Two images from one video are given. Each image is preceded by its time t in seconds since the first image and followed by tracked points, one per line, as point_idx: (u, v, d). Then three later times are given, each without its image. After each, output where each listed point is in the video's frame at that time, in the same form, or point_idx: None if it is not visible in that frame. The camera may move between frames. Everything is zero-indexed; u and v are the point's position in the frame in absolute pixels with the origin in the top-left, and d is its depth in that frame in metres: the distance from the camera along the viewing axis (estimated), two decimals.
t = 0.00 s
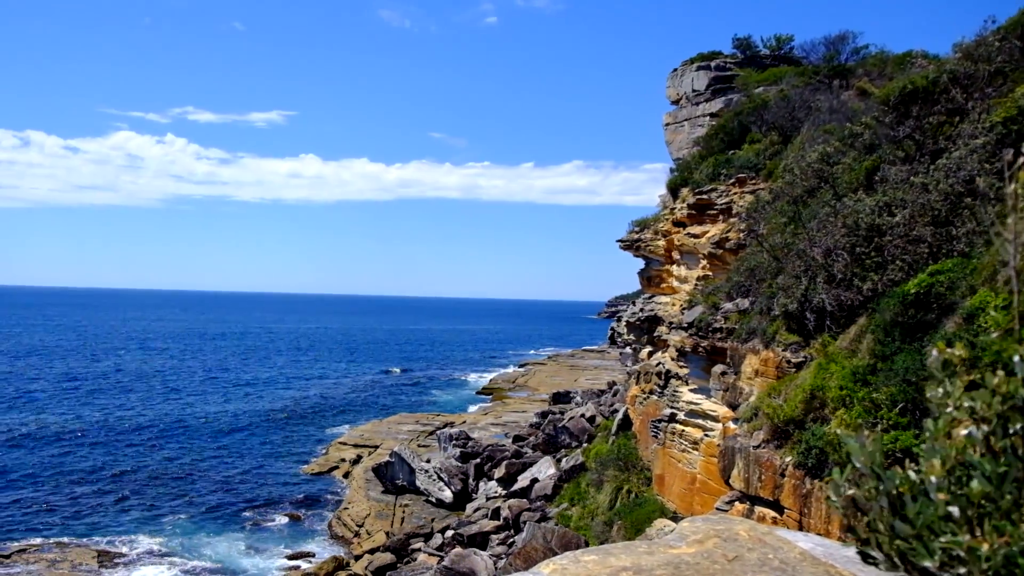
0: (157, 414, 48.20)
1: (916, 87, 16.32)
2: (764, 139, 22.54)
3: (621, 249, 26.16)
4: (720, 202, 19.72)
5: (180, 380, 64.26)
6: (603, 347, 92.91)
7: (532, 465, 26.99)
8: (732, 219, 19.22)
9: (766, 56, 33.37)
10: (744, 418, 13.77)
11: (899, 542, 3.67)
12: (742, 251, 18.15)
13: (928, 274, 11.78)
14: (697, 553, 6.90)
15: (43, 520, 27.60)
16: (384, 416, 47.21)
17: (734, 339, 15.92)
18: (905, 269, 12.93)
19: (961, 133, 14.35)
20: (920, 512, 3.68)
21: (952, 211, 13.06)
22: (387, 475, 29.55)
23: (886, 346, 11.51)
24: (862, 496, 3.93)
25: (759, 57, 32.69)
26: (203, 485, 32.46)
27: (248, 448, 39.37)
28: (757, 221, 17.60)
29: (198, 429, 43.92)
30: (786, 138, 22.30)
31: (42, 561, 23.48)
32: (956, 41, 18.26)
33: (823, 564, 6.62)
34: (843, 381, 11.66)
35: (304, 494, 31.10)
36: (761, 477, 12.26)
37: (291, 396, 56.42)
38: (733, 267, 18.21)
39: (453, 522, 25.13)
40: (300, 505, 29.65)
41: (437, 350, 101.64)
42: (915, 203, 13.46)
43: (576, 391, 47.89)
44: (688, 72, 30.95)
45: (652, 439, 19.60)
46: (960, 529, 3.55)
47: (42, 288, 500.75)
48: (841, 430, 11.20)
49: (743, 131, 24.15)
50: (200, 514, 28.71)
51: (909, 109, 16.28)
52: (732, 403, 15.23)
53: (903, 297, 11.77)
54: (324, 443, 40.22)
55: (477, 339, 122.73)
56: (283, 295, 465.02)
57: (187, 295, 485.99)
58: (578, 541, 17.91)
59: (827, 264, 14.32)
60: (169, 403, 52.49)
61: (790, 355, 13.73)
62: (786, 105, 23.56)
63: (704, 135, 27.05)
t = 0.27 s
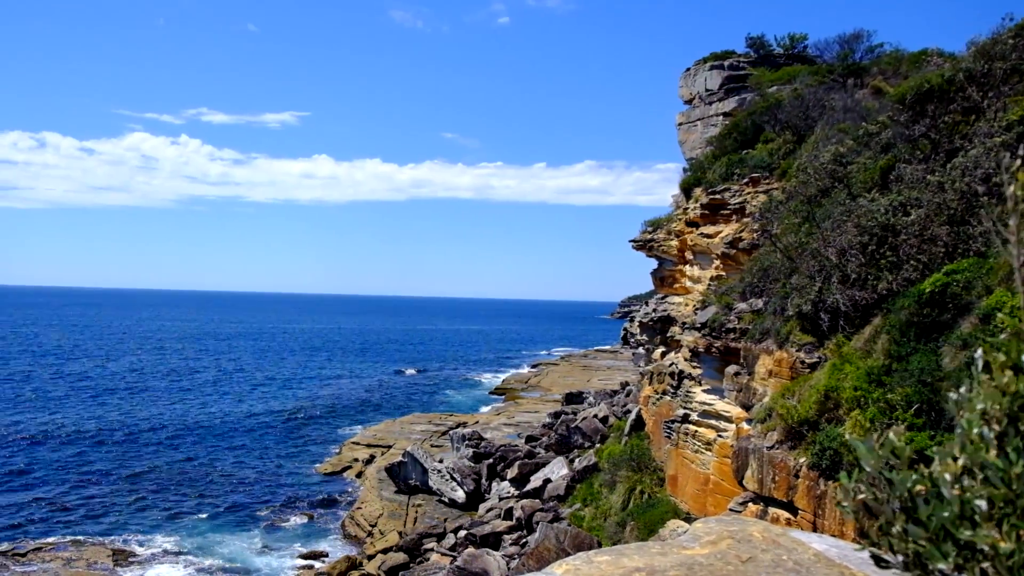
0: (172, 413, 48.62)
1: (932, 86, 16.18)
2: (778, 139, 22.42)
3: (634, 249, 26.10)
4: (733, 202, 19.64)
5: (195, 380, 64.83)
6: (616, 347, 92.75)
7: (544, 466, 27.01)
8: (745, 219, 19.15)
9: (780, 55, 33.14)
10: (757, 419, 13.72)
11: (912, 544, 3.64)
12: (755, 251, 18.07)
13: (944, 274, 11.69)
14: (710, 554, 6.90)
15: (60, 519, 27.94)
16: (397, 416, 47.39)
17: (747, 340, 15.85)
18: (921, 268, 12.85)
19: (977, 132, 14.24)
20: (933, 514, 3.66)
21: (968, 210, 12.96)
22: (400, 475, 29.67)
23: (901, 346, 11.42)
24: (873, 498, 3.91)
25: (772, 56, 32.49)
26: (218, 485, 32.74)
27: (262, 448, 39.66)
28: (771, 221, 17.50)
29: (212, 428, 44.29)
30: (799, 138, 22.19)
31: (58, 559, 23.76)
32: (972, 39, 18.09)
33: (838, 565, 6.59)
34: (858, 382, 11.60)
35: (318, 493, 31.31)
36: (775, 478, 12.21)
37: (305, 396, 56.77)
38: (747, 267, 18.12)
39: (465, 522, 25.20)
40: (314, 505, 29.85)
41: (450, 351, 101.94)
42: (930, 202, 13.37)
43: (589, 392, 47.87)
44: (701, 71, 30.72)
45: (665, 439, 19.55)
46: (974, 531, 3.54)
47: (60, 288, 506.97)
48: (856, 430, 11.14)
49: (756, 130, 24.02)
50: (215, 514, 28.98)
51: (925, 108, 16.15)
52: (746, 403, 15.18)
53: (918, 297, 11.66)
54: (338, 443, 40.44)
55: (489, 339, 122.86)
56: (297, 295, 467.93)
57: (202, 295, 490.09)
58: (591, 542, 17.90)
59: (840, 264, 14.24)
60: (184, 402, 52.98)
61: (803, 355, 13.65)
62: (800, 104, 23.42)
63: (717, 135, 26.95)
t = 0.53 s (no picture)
0: (187, 414, 49.03)
1: (947, 85, 16.07)
2: (791, 138, 22.31)
3: (646, 249, 26.05)
4: (746, 202, 19.57)
5: (209, 380, 65.35)
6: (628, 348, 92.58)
7: (556, 466, 27.01)
8: (758, 219, 19.07)
9: (793, 54, 32.93)
10: (771, 420, 13.67)
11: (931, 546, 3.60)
12: (768, 251, 17.99)
13: (959, 274, 11.60)
14: (723, 555, 6.90)
15: (77, 518, 28.28)
16: (409, 416, 47.55)
17: (760, 340, 15.78)
18: (935, 268, 12.78)
19: (993, 131, 14.15)
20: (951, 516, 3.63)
21: (984, 210, 12.86)
22: (413, 475, 29.78)
23: (915, 346, 11.35)
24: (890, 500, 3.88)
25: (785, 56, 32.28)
26: (231, 485, 33.00)
27: (275, 448, 39.90)
28: (784, 221, 17.42)
29: (226, 428, 44.64)
30: (813, 137, 22.06)
31: (73, 558, 24.03)
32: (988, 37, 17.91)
33: (852, 567, 6.57)
34: (872, 383, 11.55)
35: (331, 493, 31.50)
36: (788, 479, 12.15)
37: (318, 396, 57.03)
38: (759, 267, 18.05)
39: (477, 522, 25.28)
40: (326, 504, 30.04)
41: (462, 351, 102.14)
42: (945, 202, 13.28)
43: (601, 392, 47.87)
44: (713, 70, 30.61)
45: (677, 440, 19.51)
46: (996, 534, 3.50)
47: (77, 288, 512.80)
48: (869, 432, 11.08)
49: (769, 130, 23.90)
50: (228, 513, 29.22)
51: (940, 107, 16.05)
52: (758, 404, 15.13)
53: (933, 297, 11.56)
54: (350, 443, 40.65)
55: (501, 339, 122.97)
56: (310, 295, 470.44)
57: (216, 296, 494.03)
58: (603, 543, 17.89)
59: (854, 264, 14.16)
60: (198, 403, 53.42)
61: (817, 356, 13.58)
62: (814, 103, 23.28)
63: (729, 135, 26.84)
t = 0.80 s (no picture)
0: (200, 413, 49.40)
1: (961, 83, 15.97)
2: (803, 138, 22.20)
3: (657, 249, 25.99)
4: (758, 202, 19.50)
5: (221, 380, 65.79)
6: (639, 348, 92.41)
7: (567, 467, 27.01)
8: (770, 219, 19.00)
9: (805, 53, 32.75)
10: (783, 420, 13.61)
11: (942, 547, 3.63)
12: (780, 251, 17.91)
13: (973, 274, 11.53)
14: (734, 556, 6.90)
15: (92, 517, 28.59)
16: (421, 416, 47.68)
17: (772, 341, 15.72)
18: (949, 268, 12.68)
19: (1008, 130, 14.06)
20: (962, 516, 3.65)
21: (998, 209, 12.76)
22: (424, 475, 29.86)
23: (930, 347, 11.29)
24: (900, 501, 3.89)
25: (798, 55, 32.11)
26: (244, 484, 33.24)
27: (287, 448, 40.11)
28: (796, 221, 17.33)
29: (239, 428, 44.95)
30: (825, 137, 21.95)
31: (87, 556, 24.30)
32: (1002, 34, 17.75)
33: (865, 569, 6.55)
34: (885, 384, 11.50)
35: (343, 493, 31.65)
36: (800, 480, 12.09)
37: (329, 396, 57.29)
38: (771, 267, 17.97)
39: (488, 522, 25.33)
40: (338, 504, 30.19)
41: (473, 351, 102.23)
42: (959, 202, 13.20)
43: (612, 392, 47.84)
44: (726, 69, 30.52)
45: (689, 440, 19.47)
46: (1006, 533, 3.52)
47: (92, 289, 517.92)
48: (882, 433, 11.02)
49: (781, 130, 23.80)
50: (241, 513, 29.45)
51: (954, 107, 15.94)
52: (771, 405, 15.08)
53: (947, 297, 11.45)
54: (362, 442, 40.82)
55: (512, 340, 123.00)
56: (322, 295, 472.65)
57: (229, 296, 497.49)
58: (615, 544, 17.88)
59: (867, 264, 14.09)
60: (211, 402, 53.84)
61: (830, 356, 13.51)
62: (827, 102, 23.13)
63: (741, 135, 26.76)
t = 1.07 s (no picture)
0: (212, 412, 49.76)
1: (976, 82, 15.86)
2: (815, 138, 22.09)
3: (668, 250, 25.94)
4: (769, 201, 19.42)
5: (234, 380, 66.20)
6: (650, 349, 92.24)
7: (578, 467, 27.00)
8: (782, 219, 18.92)
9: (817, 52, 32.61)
10: (794, 421, 13.54)
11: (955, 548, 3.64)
12: (792, 251, 17.83)
13: (987, 274, 11.48)
14: (746, 558, 6.90)
15: (106, 516, 28.88)
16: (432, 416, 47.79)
17: (785, 341, 15.66)
18: (962, 268, 12.61)
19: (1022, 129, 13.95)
20: (974, 517, 3.66)
21: (1012, 209, 12.66)
22: (435, 475, 29.94)
23: (943, 347, 11.24)
24: (913, 503, 3.88)
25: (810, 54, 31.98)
26: (256, 484, 33.46)
27: (299, 447, 40.34)
28: (808, 221, 17.25)
29: (250, 428, 45.22)
30: (837, 136, 21.84)
31: (100, 555, 24.55)
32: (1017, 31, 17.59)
33: (878, 570, 6.53)
34: (897, 385, 11.46)
35: (354, 492, 31.80)
36: (812, 481, 12.03)
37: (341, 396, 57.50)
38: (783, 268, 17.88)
39: (499, 522, 25.38)
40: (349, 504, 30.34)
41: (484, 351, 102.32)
42: (972, 202, 13.11)
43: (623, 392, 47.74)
44: (737, 69, 30.44)
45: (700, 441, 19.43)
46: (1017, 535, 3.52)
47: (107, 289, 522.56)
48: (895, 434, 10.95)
49: (793, 129, 23.71)
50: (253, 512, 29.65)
51: (968, 106, 15.82)
52: (783, 405, 15.01)
53: (960, 298, 11.46)
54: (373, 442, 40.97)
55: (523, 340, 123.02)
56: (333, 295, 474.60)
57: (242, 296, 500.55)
58: (625, 544, 17.87)
59: (879, 265, 14.03)
60: (224, 402, 54.22)
61: (842, 357, 13.47)
62: (839, 101, 23.00)
63: (752, 134, 26.66)
